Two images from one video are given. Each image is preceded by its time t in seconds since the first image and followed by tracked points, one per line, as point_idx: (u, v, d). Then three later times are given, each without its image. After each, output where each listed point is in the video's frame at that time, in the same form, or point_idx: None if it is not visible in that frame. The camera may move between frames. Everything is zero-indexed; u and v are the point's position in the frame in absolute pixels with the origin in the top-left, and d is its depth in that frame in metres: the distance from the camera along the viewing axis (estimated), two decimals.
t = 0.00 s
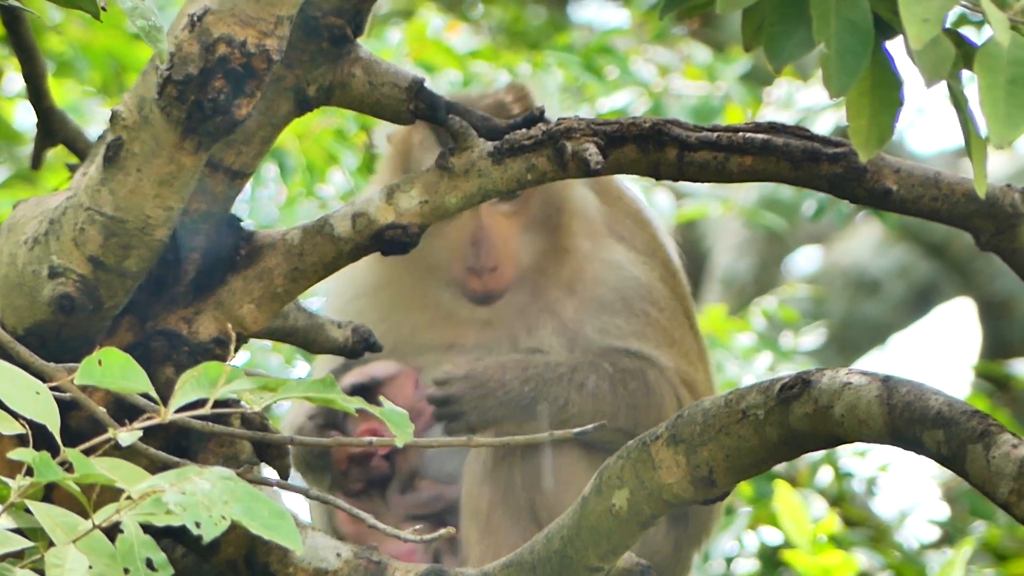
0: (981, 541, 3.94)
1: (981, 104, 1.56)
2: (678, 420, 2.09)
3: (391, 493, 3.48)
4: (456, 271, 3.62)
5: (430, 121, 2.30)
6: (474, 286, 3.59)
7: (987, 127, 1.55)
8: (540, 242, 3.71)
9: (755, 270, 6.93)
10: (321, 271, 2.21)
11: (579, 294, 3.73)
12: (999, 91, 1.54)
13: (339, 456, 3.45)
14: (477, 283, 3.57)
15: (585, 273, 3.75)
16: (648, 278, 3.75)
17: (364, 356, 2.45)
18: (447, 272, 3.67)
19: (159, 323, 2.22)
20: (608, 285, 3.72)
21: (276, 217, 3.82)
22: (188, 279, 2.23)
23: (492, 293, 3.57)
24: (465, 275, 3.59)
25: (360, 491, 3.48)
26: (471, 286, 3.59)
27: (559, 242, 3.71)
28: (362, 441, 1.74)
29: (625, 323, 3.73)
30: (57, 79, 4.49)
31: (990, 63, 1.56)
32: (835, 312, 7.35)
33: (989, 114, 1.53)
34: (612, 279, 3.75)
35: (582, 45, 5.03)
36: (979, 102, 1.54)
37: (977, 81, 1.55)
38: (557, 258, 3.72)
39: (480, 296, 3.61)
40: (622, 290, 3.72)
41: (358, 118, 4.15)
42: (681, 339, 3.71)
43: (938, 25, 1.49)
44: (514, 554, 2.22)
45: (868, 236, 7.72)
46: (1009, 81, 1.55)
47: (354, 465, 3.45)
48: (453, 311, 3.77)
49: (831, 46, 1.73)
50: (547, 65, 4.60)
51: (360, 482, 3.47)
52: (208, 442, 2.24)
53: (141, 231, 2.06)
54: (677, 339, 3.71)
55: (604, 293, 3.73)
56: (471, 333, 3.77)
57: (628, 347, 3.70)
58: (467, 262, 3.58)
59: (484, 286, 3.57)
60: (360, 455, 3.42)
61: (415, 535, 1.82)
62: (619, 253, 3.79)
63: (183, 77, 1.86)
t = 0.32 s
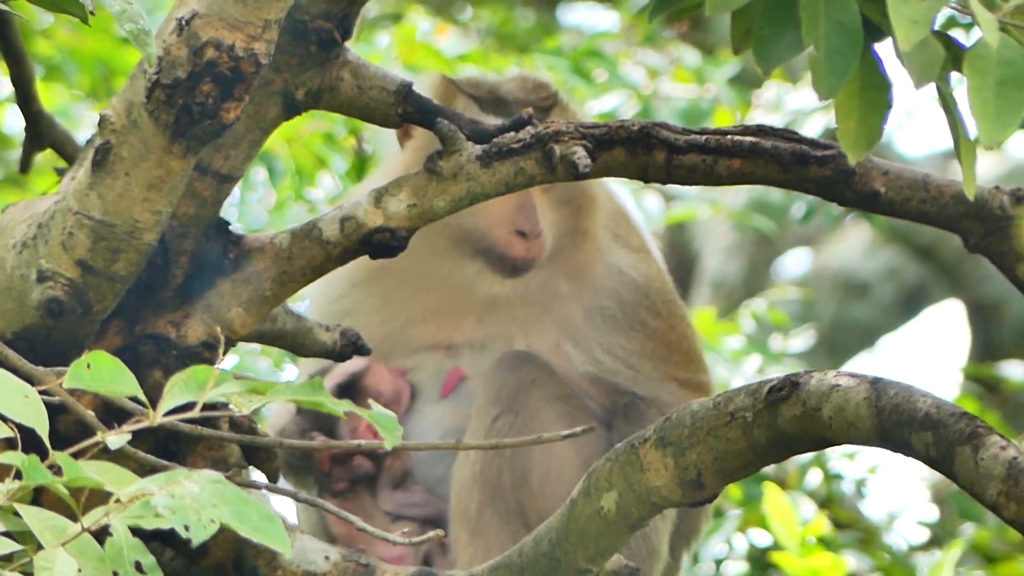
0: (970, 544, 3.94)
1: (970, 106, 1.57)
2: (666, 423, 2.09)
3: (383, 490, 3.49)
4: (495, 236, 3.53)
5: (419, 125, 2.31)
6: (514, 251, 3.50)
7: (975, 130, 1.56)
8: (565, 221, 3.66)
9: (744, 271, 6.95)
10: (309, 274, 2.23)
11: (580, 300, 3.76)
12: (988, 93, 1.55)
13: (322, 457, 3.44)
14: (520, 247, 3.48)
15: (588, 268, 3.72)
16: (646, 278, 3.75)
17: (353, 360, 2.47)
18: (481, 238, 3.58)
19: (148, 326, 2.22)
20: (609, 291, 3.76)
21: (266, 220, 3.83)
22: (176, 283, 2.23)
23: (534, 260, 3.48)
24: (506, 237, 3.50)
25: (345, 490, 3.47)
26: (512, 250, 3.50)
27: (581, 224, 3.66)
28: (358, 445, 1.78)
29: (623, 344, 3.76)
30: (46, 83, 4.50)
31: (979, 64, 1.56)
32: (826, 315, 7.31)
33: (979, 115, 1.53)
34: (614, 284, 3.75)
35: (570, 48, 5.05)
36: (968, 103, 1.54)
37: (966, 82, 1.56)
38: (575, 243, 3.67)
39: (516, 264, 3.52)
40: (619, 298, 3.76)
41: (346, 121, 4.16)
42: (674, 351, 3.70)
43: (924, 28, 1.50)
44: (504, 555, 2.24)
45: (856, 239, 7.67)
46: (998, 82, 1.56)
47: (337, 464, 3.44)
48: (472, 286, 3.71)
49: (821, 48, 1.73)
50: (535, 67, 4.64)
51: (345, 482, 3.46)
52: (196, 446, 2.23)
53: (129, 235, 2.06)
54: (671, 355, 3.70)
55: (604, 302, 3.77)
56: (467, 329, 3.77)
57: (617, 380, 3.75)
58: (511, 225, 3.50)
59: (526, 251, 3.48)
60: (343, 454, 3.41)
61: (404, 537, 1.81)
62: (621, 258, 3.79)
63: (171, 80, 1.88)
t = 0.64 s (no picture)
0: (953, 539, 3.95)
1: (954, 98, 1.57)
2: (649, 418, 2.08)
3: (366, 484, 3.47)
4: (495, 215, 3.59)
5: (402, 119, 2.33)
6: (514, 229, 3.56)
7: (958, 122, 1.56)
8: (563, 208, 3.74)
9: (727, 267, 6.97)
10: (291, 268, 2.25)
11: (565, 292, 3.79)
12: (970, 86, 1.55)
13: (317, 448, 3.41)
14: (521, 225, 3.54)
15: (582, 259, 3.77)
16: (633, 274, 3.79)
17: (336, 353, 2.49)
18: (482, 216, 3.63)
19: (130, 321, 2.21)
20: (595, 284, 3.78)
21: (248, 214, 3.83)
22: (159, 278, 2.22)
23: (533, 238, 3.53)
24: (508, 216, 3.57)
25: (335, 483, 3.44)
26: (514, 228, 3.55)
27: (579, 211, 3.75)
28: (339, 440, 1.73)
29: (600, 345, 3.76)
30: (29, 79, 4.49)
31: (961, 57, 1.57)
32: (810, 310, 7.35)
33: (964, 110, 1.54)
34: (600, 281, 3.78)
35: (554, 43, 5.06)
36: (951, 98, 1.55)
37: (948, 75, 1.56)
38: (571, 230, 3.75)
39: (515, 243, 3.57)
40: (604, 291, 3.77)
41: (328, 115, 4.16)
42: (654, 354, 3.72)
43: (906, 21, 1.50)
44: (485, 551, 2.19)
45: (839, 235, 7.57)
46: (980, 76, 1.56)
47: (331, 456, 3.42)
48: (468, 266, 3.72)
49: (804, 42, 1.72)
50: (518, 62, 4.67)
51: (336, 475, 3.43)
52: (180, 441, 2.25)
53: (112, 229, 2.06)
54: (652, 353, 3.71)
55: (588, 299, 3.78)
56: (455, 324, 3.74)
57: (595, 385, 3.74)
58: (512, 203, 3.56)
59: (527, 230, 3.54)
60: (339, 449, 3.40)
61: (387, 532, 1.75)
62: (614, 253, 3.82)
63: (153, 74, 1.88)
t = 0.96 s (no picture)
0: (951, 531, 3.95)
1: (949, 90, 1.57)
2: (647, 411, 2.08)
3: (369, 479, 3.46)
4: (496, 205, 3.56)
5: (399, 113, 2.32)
6: (514, 220, 3.54)
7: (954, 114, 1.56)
8: (563, 201, 3.72)
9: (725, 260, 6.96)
10: (289, 264, 2.23)
11: (561, 286, 3.78)
12: (965, 77, 1.55)
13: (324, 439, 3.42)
14: (519, 216, 3.53)
15: (582, 252, 3.78)
16: (630, 271, 3.77)
17: (332, 348, 2.48)
18: (483, 209, 3.61)
19: (128, 316, 2.21)
20: (593, 277, 3.77)
21: (245, 209, 3.84)
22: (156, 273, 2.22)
23: (532, 230, 3.52)
24: (507, 208, 3.53)
25: (340, 475, 3.44)
26: (512, 219, 3.54)
27: (579, 206, 3.74)
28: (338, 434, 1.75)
29: (595, 343, 3.76)
30: (25, 74, 4.49)
31: (957, 48, 1.57)
32: (806, 302, 7.31)
33: (959, 102, 1.53)
34: (596, 276, 3.77)
35: (550, 36, 5.06)
36: (947, 89, 1.55)
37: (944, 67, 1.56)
38: (571, 223, 3.74)
39: (514, 235, 3.56)
40: (602, 286, 3.76)
41: (325, 109, 4.17)
42: (649, 349, 3.68)
43: (902, 14, 1.50)
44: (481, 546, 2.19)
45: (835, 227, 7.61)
46: (975, 67, 1.56)
47: (338, 448, 3.42)
48: (465, 257, 3.72)
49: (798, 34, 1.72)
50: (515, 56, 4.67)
51: (342, 467, 3.44)
52: (178, 435, 2.24)
53: (109, 224, 2.05)
54: (648, 348, 3.68)
55: (585, 293, 3.77)
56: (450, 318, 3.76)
57: (590, 384, 3.73)
58: (512, 194, 3.54)
59: (525, 221, 3.52)
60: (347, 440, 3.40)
61: (384, 525, 1.79)
62: (611, 250, 3.82)
63: (149, 69, 1.87)
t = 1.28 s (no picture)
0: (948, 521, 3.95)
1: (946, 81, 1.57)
2: (643, 402, 2.08)
3: (360, 475, 3.48)
4: (477, 202, 3.62)
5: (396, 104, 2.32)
6: (496, 216, 3.59)
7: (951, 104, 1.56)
8: (550, 195, 3.72)
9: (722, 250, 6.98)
10: (285, 253, 2.24)
11: (555, 278, 3.78)
12: (963, 68, 1.55)
13: (313, 433, 3.42)
14: (502, 212, 3.58)
15: (570, 246, 3.76)
16: (621, 261, 3.77)
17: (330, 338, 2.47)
18: (467, 204, 3.67)
19: (124, 307, 2.22)
20: (583, 270, 3.77)
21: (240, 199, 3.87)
22: (153, 264, 2.22)
23: (514, 226, 3.57)
24: (489, 204, 3.60)
25: (331, 469, 3.45)
26: (495, 215, 3.59)
27: (565, 200, 3.73)
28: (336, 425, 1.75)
29: (587, 335, 3.75)
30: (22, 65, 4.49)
31: (954, 39, 1.57)
32: (802, 293, 7.34)
33: (955, 92, 1.54)
34: (588, 267, 3.77)
35: (547, 27, 5.07)
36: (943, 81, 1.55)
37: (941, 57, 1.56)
38: (558, 219, 3.72)
39: (497, 231, 3.61)
40: (592, 278, 3.75)
41: (322, 100, 4.17)
42: (642, 339, 3.68)
43: (899, 4, 1.50)
44: (479, 536, 2.19)
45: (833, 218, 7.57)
46: (972, 58, 1.56)
47: (328, 442, 3.42)
48: (453, 253, 3.73)
49: (796, 25, 1.72)
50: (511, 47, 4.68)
51: (332, 461, 3.44)
52: (175, 427, 2.25)
53: (106, 215, 2.05)
54: (640, 337, 3.68)
55: (577, 285, 3.76)
56: (444, 311, 3.78)
57: (584, 375, 3.73)
58: (494, 189, 3.59)
59: (508, 217, 3.58)
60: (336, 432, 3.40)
61: (382, 516, 1.79)
62: (602, 242, 3.80)
63: (146, 60, 1.87)
